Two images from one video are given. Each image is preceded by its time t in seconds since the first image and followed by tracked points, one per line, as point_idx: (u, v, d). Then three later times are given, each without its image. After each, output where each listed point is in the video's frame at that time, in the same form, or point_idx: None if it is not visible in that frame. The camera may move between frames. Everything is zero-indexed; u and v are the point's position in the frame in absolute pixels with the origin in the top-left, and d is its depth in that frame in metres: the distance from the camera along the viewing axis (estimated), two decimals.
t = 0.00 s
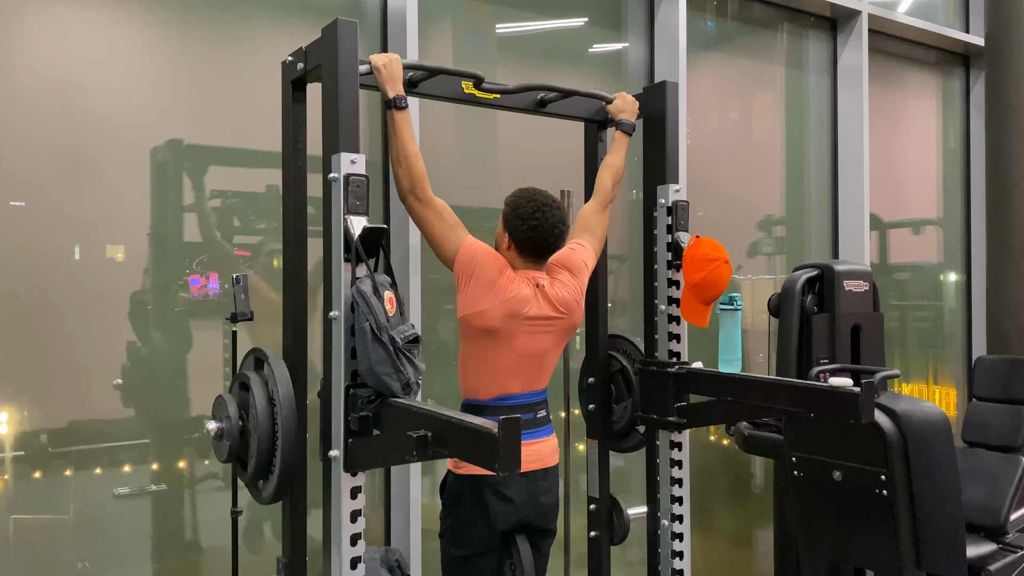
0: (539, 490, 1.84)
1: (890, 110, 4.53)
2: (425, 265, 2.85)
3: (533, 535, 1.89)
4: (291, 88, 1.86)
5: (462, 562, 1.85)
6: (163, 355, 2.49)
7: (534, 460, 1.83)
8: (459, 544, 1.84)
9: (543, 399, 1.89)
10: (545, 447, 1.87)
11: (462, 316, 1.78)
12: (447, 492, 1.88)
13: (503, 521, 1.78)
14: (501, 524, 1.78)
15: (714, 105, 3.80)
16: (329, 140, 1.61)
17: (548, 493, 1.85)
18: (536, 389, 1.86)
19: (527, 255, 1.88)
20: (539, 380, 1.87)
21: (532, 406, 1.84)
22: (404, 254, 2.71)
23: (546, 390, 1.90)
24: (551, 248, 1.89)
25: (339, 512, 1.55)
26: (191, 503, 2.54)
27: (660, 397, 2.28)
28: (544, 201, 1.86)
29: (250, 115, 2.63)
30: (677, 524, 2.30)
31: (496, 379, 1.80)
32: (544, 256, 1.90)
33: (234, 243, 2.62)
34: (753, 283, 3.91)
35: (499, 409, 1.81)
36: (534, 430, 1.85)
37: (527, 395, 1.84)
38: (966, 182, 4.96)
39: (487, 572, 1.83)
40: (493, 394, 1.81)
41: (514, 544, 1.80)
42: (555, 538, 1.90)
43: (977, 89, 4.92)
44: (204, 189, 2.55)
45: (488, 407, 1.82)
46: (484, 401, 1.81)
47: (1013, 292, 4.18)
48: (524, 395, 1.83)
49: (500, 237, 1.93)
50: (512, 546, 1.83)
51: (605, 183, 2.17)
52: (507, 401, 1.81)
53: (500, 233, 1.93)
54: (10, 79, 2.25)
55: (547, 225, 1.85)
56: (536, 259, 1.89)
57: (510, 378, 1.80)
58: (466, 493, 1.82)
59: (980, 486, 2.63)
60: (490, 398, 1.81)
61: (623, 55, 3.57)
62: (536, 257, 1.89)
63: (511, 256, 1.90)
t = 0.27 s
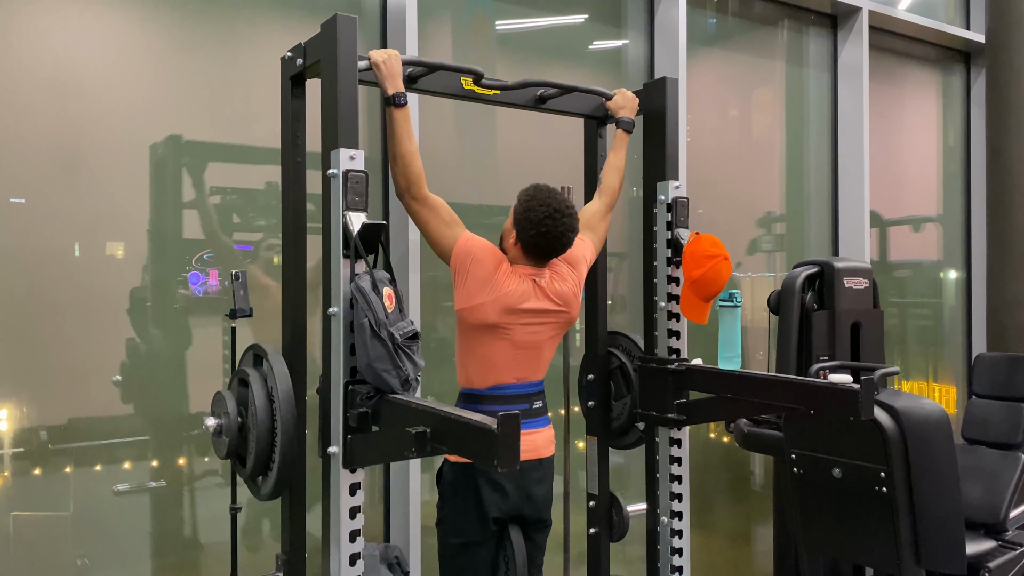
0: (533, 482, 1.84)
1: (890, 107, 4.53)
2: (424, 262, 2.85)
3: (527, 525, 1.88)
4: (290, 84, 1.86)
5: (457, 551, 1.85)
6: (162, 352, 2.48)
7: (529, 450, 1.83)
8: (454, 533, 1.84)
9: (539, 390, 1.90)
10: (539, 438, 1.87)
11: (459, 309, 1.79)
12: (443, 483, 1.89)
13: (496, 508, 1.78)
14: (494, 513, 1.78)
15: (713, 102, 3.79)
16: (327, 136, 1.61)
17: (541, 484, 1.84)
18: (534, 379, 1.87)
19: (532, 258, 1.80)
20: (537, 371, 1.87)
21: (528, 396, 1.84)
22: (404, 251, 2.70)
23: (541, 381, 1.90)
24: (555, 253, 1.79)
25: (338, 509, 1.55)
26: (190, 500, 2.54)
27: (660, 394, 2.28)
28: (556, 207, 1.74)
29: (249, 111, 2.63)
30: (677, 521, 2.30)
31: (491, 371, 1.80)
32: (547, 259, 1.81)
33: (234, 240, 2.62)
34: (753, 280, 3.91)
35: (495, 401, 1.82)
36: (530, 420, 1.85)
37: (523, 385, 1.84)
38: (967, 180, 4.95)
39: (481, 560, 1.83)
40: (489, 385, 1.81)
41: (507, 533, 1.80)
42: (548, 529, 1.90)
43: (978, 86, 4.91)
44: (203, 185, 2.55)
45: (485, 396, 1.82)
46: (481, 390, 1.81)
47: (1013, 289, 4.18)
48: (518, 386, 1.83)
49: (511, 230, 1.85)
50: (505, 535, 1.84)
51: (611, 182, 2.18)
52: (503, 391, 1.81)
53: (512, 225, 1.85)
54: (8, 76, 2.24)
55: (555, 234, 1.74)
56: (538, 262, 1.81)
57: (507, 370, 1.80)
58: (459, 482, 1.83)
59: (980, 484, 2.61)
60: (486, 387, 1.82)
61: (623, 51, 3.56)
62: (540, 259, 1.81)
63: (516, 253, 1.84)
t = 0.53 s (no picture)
0: (534, 436, 1.81)
1: (892, 105, 4.52)
2: (425, 260, 2.85)
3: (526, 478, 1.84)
4: (289, 81, 1.85)
5: (454, 498, 1.78)
6: (162, 350, 2.48)
7: (532, 407, 1.80)
8: (451, 480, 1.77)
9: (548, 348, 1.86)
10: (544, 396, 1.84)
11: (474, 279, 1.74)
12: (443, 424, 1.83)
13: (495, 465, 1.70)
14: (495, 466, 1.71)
15: (714, 100, 3.79)
16: (326, 133, 1.61)
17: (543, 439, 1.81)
18: (545, 338, 1.83)
19: (558, 215, 1.77)
20: (550, 332, 1.84)
21: (536, 354, 1.81)
22: (404, 249, 2.70)
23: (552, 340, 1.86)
24: (585, 209, 1.77)
25: (338, 507, 1.55)
26: (191, 498, 2.54)
27: (660, 392, 2.28)
28: (587, 161, 1.73)
29: (249, 109, 2.62)
30: (677, 519, 2.30)
31: (512, 335, 1.76)
32: (574, 217, 1.78)
33: (234, 238, 2.61)
34: (753, 279, 3.91)
35: (501, 354, 1.77)
36: (534, 377, 1.82)
37: (533, 343, 1.80)
38: (968, 178, 4.94)
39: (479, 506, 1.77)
40: (497, 341, 1.77)
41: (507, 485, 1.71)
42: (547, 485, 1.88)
43: (979, 84, 4.90)
44: (203, 183, 2.55)
45: (490, 351, 1.78)
46: (487, 345, 1.77)
47: (1014, 287, 4.18)
48: (528, 344, 1.79)
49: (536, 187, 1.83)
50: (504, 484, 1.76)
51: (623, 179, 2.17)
52: (513, 348, 1.77)
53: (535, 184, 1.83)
54: (8, 73, 2.24)
55: (585, 188, 1.72)
56: (564, 220, 1.78)
57: (524, 332, 1.77)
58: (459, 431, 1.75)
59: (980, 483, 2.61)
60: (494, 344, 1.77)
61: (624, 49, 3.56)
62: (563, 218, 1.78)
63: (541, 211, 1.81)
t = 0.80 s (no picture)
0: (546, 386, 1.75)
1: (893, 103, 4.51)
2: (426, 258, 2.84)
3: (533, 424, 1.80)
4: (290, 78, 1.85)
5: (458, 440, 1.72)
6: (162, 347, 2.48)
7: (543, 357, 1.74)
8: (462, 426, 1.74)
9: (562, 297, 1.78)
10: (555, 345, 1.78)
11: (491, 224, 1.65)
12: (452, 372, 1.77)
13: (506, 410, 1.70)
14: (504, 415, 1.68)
15: (715, 98, 3.78)
16: (327, 130, 1.60)
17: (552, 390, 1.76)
18: (560, 286, 1.75)
19: (575, 151, 1.66)
20: (569, 277, 1.75)
21: (550, 303, 1.73)
22: (405, 246, 2.70)
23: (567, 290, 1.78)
24: (603, 144, 1.64)
25: (338, 505, 1.55)
26: (191, 496, 2.54)
27: (660, 390, 2.28)
28: (604, 92, 1.61)
29: (249, 107, 2.62)
30: (677, 517, 2.30)
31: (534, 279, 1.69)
32: (594, 153, 1.66)
33: (234, 236, 2.61)
34: (754, 277, 3.90)
35: (514, 300, 1.69)
36: (547, 326, 1.75)
37: (548, 292, 1.73)
38: (969, 177, 4.93)
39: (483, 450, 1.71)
40: (511, 288, 1.69)
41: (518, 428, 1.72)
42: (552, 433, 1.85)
43: (981, 82, 4.89)
44: (204, 181, 2.54)
45: (502, 297, 1.70)
46: (499, 291, 1.70)
47: (1016, 286, 4.17)
48: (543, 291, 1.71)
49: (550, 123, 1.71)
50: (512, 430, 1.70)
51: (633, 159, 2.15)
52: (527, 296, 1.70)
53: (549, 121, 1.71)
54: (9, 71, 2.23)
55: (603, 120, 1.60)
56: (583, 156, 1.67)
57: (542, 280, 1.69)
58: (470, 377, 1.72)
59: (982, 481, 2.61)
60: (509, 290, 1.69)
61: (625, 47, 3.55)
62: (582, 154, 1.66)
63: (558, 148, 1.70)
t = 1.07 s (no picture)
0: (551, 337, 1.75)
1: (894, 101, 4.50)
2: (426, 256, 2.84)
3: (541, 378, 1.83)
4: (290, 76, 1.85)
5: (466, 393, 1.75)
6: (163, 345, 2.48)
7: (548, 306, 1.73)
8: (468, 379, 1.75)
9: (565, 247, 1.79)
10: (559, 295, 1.77)
11: (494, 174, 1.65)
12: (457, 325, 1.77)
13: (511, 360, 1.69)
14: (510, 362, 1.70)
15: (716, 96, 3.77)
16: (327, 128, 1.60)
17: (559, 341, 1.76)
18: (561, 236, 1.76)
19: (561, 92, 1.69)
20: (572, 221, 1.75)
21: (553, 251, 1.74)
22: (405, 245, 2.70)
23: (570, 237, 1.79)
24: (588, 85, 1.68)
25: (338, 503, 1.55)
26: (192, 495, 2.54)
27: (661, 389, 2.28)
28: (589, 36, 1.63)
29: (250, 106, 2.62)
30: (677, 516, 2.30)
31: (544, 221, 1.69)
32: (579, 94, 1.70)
33: (235, 234, 2.61)
34: (755, 275, 3.90)
35: (517, 249, 1.69)
36: (551, 276, 1.75)
37: (552, 239, 1.73)
38: (971, 176, 4.93)
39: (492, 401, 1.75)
40: (513, 236, 1.69)
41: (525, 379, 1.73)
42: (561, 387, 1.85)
43: (983, 81, 4.88)
44: (205, 179, 2.55)
45: (503, 247, 1.70)
46: (500, 240, 1.70)
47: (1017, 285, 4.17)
48: (547, 237, 1.72)
49: (535, 62, 1.73)
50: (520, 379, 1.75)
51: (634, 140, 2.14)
52: (530, 242, 1.70)
53: (535, 59, 1.73)
54: (10, 70, 2.24)
55: (589, 62, 1.63)
56: (569, 96, 1.70)
57: (549, 223, 1.70)
58: (474, 332, 1.72)
59: (983, 479, 2.60)
60: (510, 239, 1.70)
61: (626, 46, 3.54)
62: (568, 94, 1.70)
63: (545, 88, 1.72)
